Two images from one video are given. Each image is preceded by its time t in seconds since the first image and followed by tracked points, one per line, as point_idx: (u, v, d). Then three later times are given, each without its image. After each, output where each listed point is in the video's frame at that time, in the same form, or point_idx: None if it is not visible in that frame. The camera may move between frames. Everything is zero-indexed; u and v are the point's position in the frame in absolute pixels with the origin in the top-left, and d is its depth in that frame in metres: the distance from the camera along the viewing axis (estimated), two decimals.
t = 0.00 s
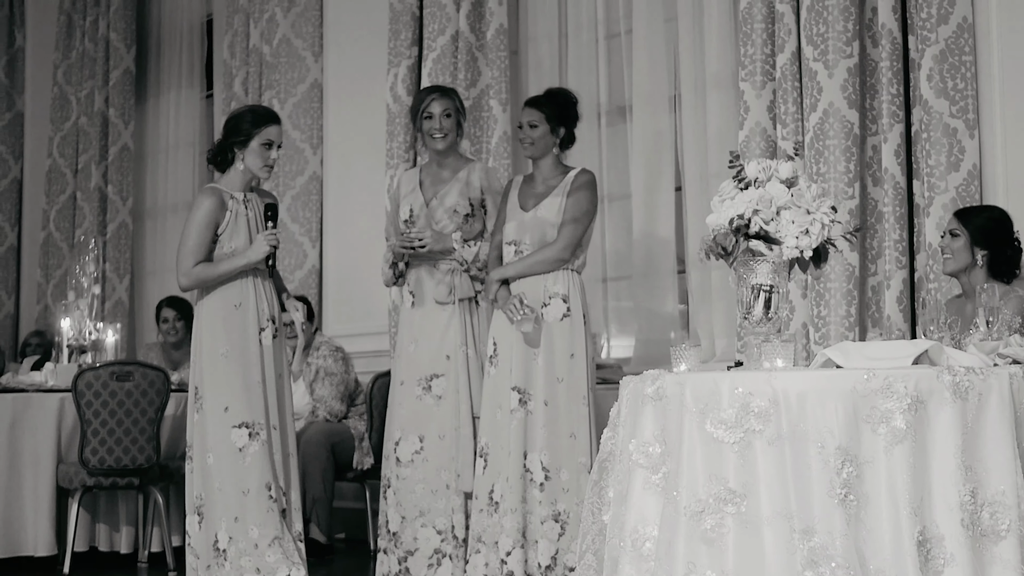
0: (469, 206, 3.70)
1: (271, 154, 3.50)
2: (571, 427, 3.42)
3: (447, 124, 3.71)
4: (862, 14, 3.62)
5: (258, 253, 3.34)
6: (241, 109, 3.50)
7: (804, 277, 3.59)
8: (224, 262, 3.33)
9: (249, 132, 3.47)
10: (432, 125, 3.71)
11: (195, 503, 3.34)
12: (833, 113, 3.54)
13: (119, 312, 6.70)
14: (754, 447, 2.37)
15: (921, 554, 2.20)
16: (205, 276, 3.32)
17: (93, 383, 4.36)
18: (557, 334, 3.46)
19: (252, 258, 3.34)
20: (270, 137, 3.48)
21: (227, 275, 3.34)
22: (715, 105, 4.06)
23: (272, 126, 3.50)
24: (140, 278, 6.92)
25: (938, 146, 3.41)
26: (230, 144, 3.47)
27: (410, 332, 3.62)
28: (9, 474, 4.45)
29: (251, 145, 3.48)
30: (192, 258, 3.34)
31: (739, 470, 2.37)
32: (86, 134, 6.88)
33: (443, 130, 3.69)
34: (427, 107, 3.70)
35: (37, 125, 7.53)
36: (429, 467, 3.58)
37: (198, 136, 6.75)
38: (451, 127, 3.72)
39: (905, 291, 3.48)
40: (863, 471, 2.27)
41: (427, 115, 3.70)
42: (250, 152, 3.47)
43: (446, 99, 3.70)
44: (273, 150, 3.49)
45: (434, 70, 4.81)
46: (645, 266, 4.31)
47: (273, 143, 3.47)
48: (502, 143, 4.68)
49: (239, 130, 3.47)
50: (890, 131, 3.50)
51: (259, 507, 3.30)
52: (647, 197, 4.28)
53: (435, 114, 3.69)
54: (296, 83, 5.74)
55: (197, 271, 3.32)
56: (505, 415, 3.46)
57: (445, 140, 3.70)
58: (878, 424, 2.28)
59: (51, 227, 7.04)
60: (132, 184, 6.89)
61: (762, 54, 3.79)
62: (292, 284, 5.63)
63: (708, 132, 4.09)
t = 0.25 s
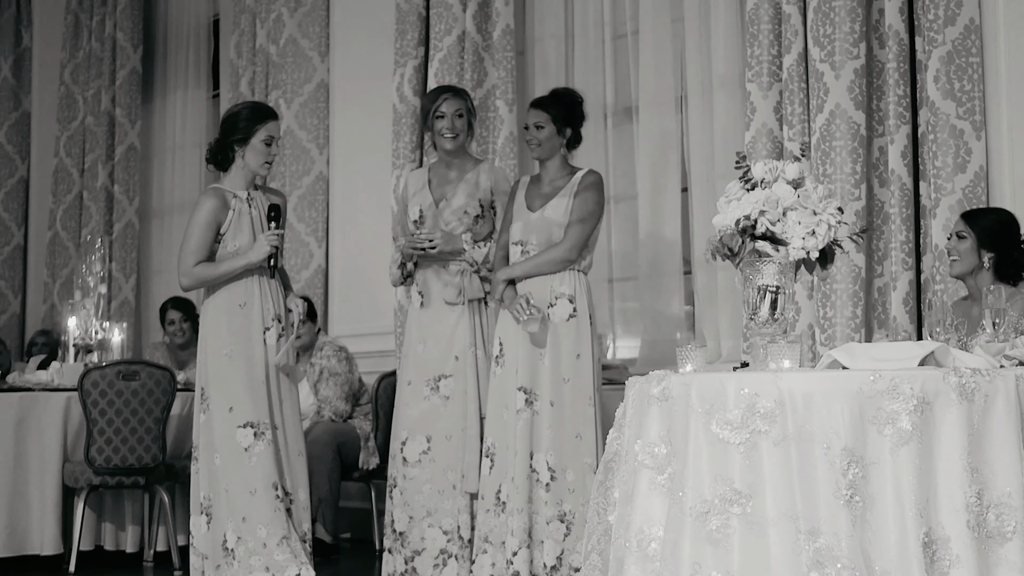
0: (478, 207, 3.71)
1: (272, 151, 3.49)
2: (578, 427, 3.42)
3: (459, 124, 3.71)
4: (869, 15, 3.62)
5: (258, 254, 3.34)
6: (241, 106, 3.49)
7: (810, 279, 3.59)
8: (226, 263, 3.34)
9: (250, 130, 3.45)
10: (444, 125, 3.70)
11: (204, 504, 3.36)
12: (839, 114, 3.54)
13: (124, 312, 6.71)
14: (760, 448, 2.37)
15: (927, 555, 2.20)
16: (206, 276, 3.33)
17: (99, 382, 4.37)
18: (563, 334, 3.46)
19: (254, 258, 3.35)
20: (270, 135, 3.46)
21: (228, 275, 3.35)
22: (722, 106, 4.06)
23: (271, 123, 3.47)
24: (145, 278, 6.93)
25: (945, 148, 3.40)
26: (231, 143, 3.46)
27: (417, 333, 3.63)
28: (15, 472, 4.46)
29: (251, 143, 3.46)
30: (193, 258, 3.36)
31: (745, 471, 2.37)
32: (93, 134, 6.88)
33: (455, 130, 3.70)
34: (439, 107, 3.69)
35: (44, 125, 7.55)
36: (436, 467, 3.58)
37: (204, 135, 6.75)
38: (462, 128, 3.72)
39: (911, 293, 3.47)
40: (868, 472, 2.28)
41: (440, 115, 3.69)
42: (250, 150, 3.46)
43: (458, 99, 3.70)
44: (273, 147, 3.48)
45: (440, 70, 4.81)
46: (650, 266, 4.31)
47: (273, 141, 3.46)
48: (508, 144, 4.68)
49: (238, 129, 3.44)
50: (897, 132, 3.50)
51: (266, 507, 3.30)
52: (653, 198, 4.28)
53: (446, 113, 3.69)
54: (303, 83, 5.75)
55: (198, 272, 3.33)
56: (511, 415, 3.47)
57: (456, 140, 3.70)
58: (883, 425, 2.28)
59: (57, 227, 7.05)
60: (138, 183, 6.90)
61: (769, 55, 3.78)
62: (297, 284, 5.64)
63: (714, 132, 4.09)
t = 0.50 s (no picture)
0: (489, 204, 3.72)
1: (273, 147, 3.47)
2: (584, 424, 3.42)
3: (469, 121, 3.71)
4: (876, 12, 3.62)
5: (265, 249, 3.34)
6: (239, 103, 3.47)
7: (816, 276, 3.59)
8: (233, 260, 3.33)
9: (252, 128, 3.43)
10: (454, 122, 3.69)
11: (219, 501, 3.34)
12: (846, 112, 3.53)
13: (130, 308, 6.72)
14: (765, 445, 2.38)
15: (933, 553, 2.20)
16: (213, 273, 3.31)
17: (105, 378, 4.37)
18: (569, 332, 3.45)
19: (260, 254, 3.34)
20: (270, 130, 3.45)
21: (235, 271, 3.34)
22: (728, 103, 4.06)
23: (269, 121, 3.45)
24: (151, 274, 6.94)
25: (952, 146, 3.40)
26: (231, 140, 3.44)
27: (424, 329, 3.63)
28: (22, 468, 4.46)
29: (251, 140, 3.44)
30: (199, 256, 3.34)
31: (750, 468, 2.37)
32: (99, 130, 6.89)
33: (465, 126, 3.69)
34: (450, 104, 3.68)
35: (50, 121, 7.55)
36: (443, 464, 3.59)
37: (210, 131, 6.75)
38: (472, 124, 3.72)
39: (917, 291, 3.47)
40: (875, 469, 2.28)
41: (450, 110, 3.68)
42: (250, 148, 3.44)
43: (469, 96, 3.70)
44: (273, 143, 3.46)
45: (446, 67, 4.81)
46: (656, 264, 4.31)
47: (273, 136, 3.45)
48: (514, 140, 4.68)
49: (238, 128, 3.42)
50: (904, 129, 3.50)
51: (287, 501, 3.33)
52: (659, 195, 4.28)
53: (458, 110, 3.68)
54: (309, 79, 5.74)
55: (205, 270, 3.32)
56: (517, 411, 3.47)
57: (466, 136, 3.70)
58: (889, 422, 2.28)
59: (63, 223, 7.06)
60: (144, 180, 6.91)
61: (776, 52, 3.78)
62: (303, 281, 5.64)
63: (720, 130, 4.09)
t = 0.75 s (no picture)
0: (495, 202, 3.72)
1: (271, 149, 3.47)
2: (589, 421, 3.42)
3: (476, 118, 3.70)
4: (881, 9, 3.62)
5: (271, 245, 3.34)
6: (235, 103, 3.45)
7: (821, 273, 3.59)
8: (239, 257, 3.32)
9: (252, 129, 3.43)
10: (461, 119, 3.69)
11: (237, 501, 3.30)
12: (851, 109, 3.53)
13: (135, 304, 6.72)
14: (770, 442, 2.38)
15: (938, 551, 2.20)
16: (220, 273, 3.29)
17: (109, 374, 4.37)
18: (573, 328, 3.47)
19: (267, 249, 3.34)
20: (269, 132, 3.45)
21: (241, 270, 3.32)
22: (733, 101, 4.06)
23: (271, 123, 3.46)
24: (156, 271, 6.95)
25: (957, 143, 3.40)
26: (231, 140, 3.43)
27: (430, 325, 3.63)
28: (26, 464, 4.46)
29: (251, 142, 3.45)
30: (204, 256, 3.32)
31: (755, 465, 2.38)
32: (104, 126, 6.89)
33: (472, 124, 3.69)
34: (457, 101, 3.68)
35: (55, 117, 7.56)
36: (448, 460, 3.59)
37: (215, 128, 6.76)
38: (479, 121, 3.71)
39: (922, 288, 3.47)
40: (880, 467, 2.27)
41: (457, 108, 3.68)
42: (250, 149, 3.43)
43: (476, 93, 3.70)
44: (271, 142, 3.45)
45: (451, 64, 4.81)
46: (661, 261, 4.31)
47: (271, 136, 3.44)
48: (519, 137, 4.68)
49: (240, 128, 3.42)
50: (909, 127, 3.50)
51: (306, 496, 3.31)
52: (664, 192, 4.28)
53: (464, 107, 3.68)
54: (313, 76, 5.74)
55: (212, 269, 3.29)
56: (522, 408, 3.47)
57: (473, 133, 3.69)
58: (894, 419, 2.28)
59: (68, 219, 7.06)
60: (149, 176, 6.91)
61: (781, 49, 3.77)
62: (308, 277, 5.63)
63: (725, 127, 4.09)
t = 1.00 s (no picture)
0: (499, 200, 3.71)
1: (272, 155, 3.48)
2: (592, 419, 3.42)
3: (479, 117, 3.70)
4: (885, 7, 3.61)
5: (267, 245, 3.33)
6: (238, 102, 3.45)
7: (826, 272, 3.58)
8: (235, 256, 3.31)
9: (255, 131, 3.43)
10: (464, 118, 3.69)
11: (237, 499, 3.32)
12: (855, 107, 3.53)
13: (139, 303, 6.72)
14: (774, 441, 2.38)
15: (941, 549, 2.20)
16: (216, 272, 3.30)
17: (113, 373, 4.37)
18: (576, 327, 3.46)
19: (264, 249, 3.33)
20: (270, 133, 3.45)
21: (238, 270, 3.32)
22: (736, 100, 4.06)
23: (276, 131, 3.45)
24: (160, 269, 6.95)
25: (961, 142, 3.40)
26: (231, 138, 3.43)
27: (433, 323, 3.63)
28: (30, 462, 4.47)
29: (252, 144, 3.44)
30: (201, 255, 3.32)
31: (758, 464, 2.37)
32: (108, 125, 6.90)
33: (475, 123, 3.69)
34: (460, 100, 3.68)
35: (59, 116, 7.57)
36: (451, 458, 3.59)
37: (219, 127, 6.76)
38: (482, 120, 3.71)
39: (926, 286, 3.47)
40: (883, 465, 2.27)
41: (460, 107, 3.68)
42: (251, 151, 3.44)
43: (479, 92, 3.69)
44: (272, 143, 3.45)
45: (455, 62, 4.81)
46: (665, 259, 4.31)
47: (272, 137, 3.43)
48: (523, 136, 4.68)
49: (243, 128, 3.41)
50: (913, 125, 3.49)
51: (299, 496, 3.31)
52: (667, 191, 4.27)
53: (468, 105, 3.68)
54: (317, 75, 5.74)
55: (208, 268, 3.30)
56: (525, 407, 3.48)
57: (476, 131, 3.69)
58: (898, 418, 2.27)
59: (72, 218, 7.06)
60: (153, 175, 6.92)
61: (785, 48, 3.77)
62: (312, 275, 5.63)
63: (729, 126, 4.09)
